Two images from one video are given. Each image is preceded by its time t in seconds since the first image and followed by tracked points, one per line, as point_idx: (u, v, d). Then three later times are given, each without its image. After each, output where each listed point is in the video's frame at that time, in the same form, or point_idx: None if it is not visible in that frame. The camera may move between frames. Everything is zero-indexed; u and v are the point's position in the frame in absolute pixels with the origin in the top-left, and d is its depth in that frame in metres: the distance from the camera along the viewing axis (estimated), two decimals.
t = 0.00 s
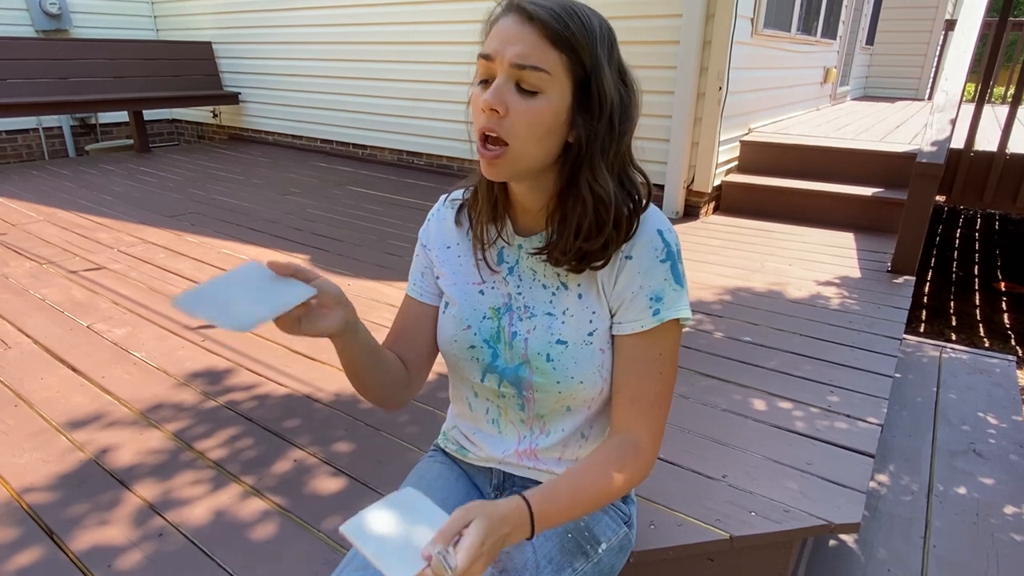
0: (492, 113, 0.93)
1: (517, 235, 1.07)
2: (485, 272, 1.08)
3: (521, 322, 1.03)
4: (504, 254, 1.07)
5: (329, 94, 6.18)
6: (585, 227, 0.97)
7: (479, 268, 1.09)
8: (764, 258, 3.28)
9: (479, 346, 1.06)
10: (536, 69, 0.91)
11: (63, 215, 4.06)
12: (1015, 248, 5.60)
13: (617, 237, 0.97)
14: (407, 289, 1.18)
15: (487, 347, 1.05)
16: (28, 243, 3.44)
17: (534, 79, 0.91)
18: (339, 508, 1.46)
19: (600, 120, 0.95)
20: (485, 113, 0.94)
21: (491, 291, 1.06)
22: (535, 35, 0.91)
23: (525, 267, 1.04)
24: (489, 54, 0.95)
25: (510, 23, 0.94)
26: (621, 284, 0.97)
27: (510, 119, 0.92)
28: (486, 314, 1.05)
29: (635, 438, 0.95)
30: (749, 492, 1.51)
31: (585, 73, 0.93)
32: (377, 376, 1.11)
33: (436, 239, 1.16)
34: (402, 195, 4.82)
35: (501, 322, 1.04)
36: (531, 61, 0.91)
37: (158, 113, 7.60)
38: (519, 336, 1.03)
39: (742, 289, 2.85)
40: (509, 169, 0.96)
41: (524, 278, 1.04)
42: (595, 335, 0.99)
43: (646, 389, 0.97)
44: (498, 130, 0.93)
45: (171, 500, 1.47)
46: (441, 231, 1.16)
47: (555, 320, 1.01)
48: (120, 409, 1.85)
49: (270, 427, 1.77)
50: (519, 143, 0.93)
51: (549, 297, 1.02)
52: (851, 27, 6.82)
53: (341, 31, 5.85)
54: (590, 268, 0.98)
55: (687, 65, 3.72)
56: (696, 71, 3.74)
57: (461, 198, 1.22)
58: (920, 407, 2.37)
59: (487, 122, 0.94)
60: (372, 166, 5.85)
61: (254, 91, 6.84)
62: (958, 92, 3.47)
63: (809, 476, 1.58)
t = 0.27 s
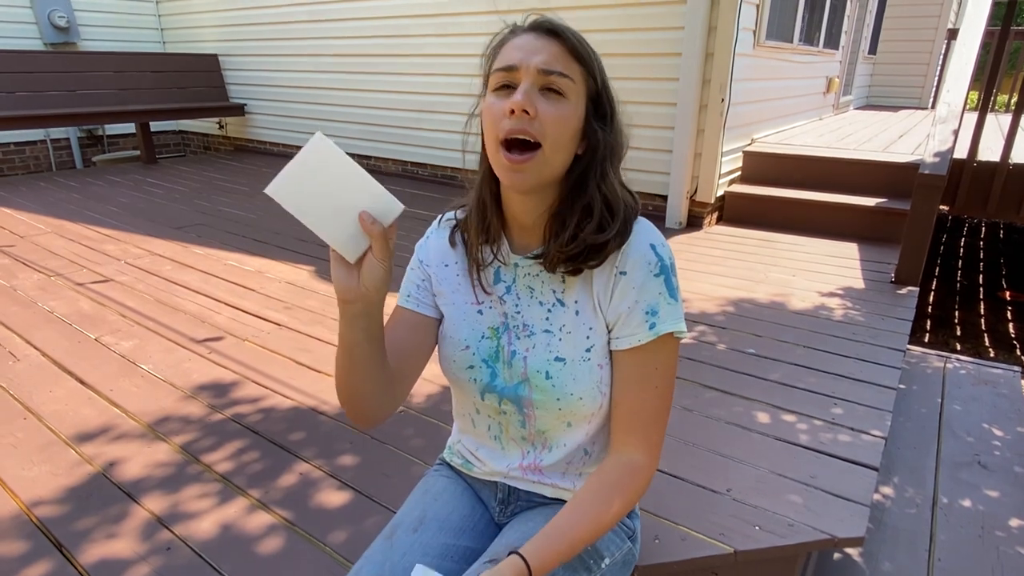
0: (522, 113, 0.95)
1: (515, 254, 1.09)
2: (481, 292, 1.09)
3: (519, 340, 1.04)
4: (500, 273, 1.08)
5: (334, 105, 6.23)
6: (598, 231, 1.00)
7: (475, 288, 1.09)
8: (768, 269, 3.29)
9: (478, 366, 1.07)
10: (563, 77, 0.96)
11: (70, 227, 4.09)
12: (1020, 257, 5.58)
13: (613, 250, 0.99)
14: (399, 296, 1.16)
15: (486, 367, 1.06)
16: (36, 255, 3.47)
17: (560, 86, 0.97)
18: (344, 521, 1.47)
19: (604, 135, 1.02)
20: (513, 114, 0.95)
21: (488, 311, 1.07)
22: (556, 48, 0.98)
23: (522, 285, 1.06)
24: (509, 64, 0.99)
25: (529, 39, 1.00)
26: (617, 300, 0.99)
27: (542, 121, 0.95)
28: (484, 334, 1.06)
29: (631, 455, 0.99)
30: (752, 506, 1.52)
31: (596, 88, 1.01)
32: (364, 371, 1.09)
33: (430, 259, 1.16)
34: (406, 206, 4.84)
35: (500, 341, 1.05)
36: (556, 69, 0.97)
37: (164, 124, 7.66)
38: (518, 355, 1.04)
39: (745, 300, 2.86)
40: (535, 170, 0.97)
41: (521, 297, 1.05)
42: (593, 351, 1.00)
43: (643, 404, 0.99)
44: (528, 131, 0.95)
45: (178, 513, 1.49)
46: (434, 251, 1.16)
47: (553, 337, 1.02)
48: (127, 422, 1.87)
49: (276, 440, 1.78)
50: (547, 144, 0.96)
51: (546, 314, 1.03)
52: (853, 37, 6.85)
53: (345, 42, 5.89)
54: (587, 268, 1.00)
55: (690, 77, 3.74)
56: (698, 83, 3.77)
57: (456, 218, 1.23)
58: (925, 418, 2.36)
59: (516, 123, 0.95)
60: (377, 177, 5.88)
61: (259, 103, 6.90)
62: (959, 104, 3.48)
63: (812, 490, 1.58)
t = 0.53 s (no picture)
0: (538, 143, 0.94)
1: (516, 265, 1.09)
2: (484, 304, 1.08)
3: (523, 352, 1.04)
4: (502, 285, 1.07)
5: (337, 114, 6.25)
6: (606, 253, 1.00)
7: (477, 299, 1.09)
8: (770, 277, 3.28)
9: (483, 379, 1.07)
10: (573, 102, 0.96)
11: (76, 236, 4.11)
12: None
13: (618, 259, 1.00)
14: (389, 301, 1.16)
15: (491, 380, 1.06)
16: (42, 264, 3.49)
17: (570, 110, 0.97)
18: (345, 531, 1.46)
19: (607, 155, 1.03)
20: (525, 139, 0.95)
21: (491, 323, 1.07)
22: (567, 72, 0.97)
23: (525, 296, 1.05)
24: (519, 87, 0.97)
25: (536, 59, 0.98)
26: (619, 308, 0.99)
27: (553, 147, 0.95)
28: (488, 346, 1.06)
29: (635, 466, 0.98)
30: (756, 516, 1.51)
31: (601, 108, 1.02)
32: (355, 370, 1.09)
33: (428, 271, 1.15)
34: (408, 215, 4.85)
35: (504, 353, 1.05)
36: (569, 95, 0.96)
37: (169, 133, 7.72)
38: (522, 366, 1.04)
39: (748, 308, 2.85)
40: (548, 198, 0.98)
41: (524, 309, 1.05)
42: (597, 359, 1.00)
43: (646, 412, 0.98)
44: (543, 160, 0.95)
45: (179, 523, 1.49)
46: (433, 263, 1.16)
47: (557, 347, 1.02)
48: (129, 431, 1.87)
49: (277, 450, 1.79)
50: (557, 169, 0.97)
51: (549, 325, 1.03)
52: (856, 44, 6.85)
53: (348, 52, 5.92)
54: (594, 279, 1.00)
55: (692, 85, 3.75)
56: (700, 91, 3.77)
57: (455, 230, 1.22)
58: (929, 426, 2.33)
59: (531, 152, 0.95)
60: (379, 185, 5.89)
61: (264, 112, 6.93)
62: (962, 111, 3.48)
63: (816, 500, 1.57)
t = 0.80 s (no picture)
0: (542, 157, 0.95)
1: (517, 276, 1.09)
2: (485, 314, 1.08)
3: (525, 362, 1.04)
4: (503, 295, 1.07)
5: (341, 122, 6.27)
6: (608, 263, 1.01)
7: (478, 309, 1.09)
8: (772, 284, 3.28)
9: (484, 389, 1.07)
10: (576, 115, 0.97)
11: (80, 243, 4.13)
12: None
13: (619, 269, 1.00)
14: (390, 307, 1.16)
15: (492, 390, 1.07)
16: (46, 270, 3.51)
17: (574, 124, 0.97)
18: (345, 538, 1.46)
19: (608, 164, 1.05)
20: (532, 154, 0.95)
21: (493, 333, 1.07)
22: (569, 84, 0.97)
23: (526, 307, 1.06)
24: (522, 100, 0.97)
25: (538, 71, 0.98)
26: (619, 318, 0.99)
27: (559, 162, 0.95)
28: (489, 356, 1.06)
29: (635, 475, 0.98)
30: (758, 524, 1.50)
31: (601, 119, 1.02)
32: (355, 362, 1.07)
33: (430, 280, 1.15)
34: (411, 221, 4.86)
35: (505, 363, 1.06)
36: (572, 107, 0.96)
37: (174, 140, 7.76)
38: (524, 376, 1.04)
39: (750, 315, 2.85)
40: (552, 211, 0.99)
41: (526, 319, 1.05)
42: (598, 370, 1.01)
43: (648, 422, 0.98)
44: (548, 174, 0.96)
45: (180, 529, 1.49)
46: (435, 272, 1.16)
47: (558, 358, 1.02)
48: (131, 437, 1.88)
49: (278, 456, 1.79)
50: (563, 184, 0.97)
51: (550, 335, 1.03)
52: (858, 52, 6.87)
53: (351, 60, 5.95)
54: (596, 291, 1.00)
55: (694, 92, 3.76)
56: (703, 98, 3.78)
57: (457, 239, 1.22)
58: (932, 434, 2.31)
59: (536, 166, 0.95)
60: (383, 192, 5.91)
61: (268, 119, 6.97)
62: (964, 118, 3.47)
63: (819, 508, 1.57)
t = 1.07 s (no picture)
0: (542, 187, 0.95)
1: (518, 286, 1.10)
2: (486, 323, 1.09)
3: (526, 370, 1.05)
4: (505, 305, 1.08)
5: (344, 127, 6.30)
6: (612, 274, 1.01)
7: (479, 319, 1.10)
8: (775, 290, 3.28)
9: (486, 398, 1.08)
10: (575, 139, 0.96)
11: (85, 248, 4.16)
12: None
13: (622, 278, 1.00)
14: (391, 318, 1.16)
15: (494, 399, 1.07)
16: (52, 275, 3.53)
17: (573, 148, 0.97)
18: (348, 542, 1.47)
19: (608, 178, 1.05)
20: (531, 184, 0.95)
21: (494, 342, 1.08)
22: (566, 108, 0.96)
23: (528, 316, 1.06)
24: (519, 128, 0.96)
25: (534, 94, 0.96)
26: (621, 326, 1.00)
27: (558, 189, 0.96)
28: (491, 365, 1.07)
29: (636, 482, 0.98)
30: (759, 530, 1.51)
31: (600, 134, 1.02)
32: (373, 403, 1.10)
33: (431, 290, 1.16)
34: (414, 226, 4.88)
35: (507, 371, 1.06)
36: (570, 133, 0.96)
37: (179, 146, 7.81)
38: (525, 385, 1.04)
39: (751, 321, 2.85)
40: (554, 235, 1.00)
41: (527, 327, 1.06)
42: (600, 378, 1.01)
43: (648, 429, 0.99)
44: (548, 203, 0.96)
45: (183, 533, 1.50)
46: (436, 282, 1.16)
47: (560, 366, 1.03)
48: (135, 441, 1.89)
49: (281, 460, 1.80)
50: (564, 209, 0.98)
51: (552, 343, 1.04)
52: (861, 58, 6.88)
53: (355, 66, 5.98)
54: (597, 303, 1.01)
55: (696, 99, 3.78)
56: (704, 105, 3.79)
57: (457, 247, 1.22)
58: (935, 440, 2.29)
59: (536, 196, 0.96)
60: (386, 198, 5.93)
61: (272, 125, 7.01)
62: (966, 124, 3.48)
63: (820, 514, 1.57)
